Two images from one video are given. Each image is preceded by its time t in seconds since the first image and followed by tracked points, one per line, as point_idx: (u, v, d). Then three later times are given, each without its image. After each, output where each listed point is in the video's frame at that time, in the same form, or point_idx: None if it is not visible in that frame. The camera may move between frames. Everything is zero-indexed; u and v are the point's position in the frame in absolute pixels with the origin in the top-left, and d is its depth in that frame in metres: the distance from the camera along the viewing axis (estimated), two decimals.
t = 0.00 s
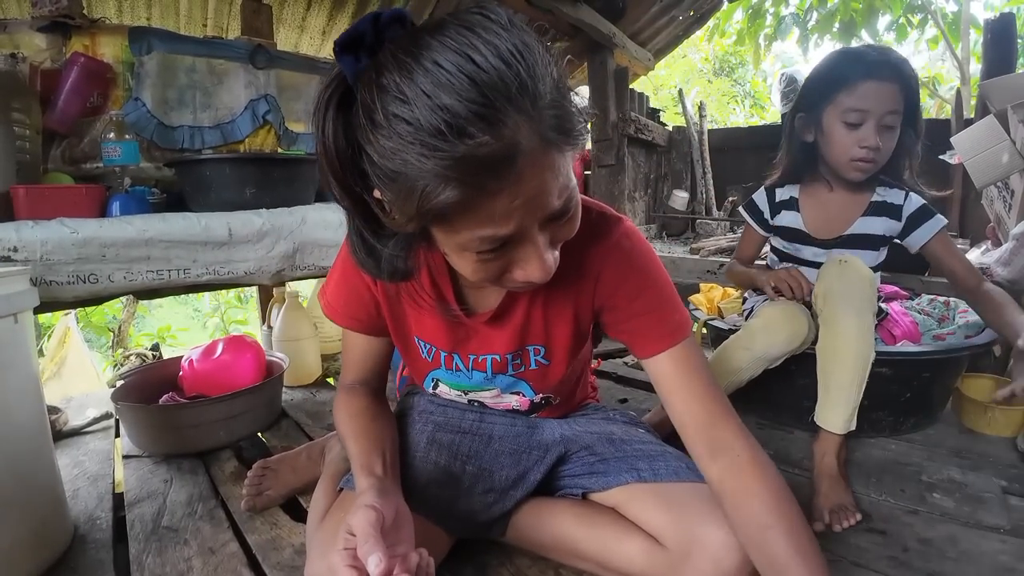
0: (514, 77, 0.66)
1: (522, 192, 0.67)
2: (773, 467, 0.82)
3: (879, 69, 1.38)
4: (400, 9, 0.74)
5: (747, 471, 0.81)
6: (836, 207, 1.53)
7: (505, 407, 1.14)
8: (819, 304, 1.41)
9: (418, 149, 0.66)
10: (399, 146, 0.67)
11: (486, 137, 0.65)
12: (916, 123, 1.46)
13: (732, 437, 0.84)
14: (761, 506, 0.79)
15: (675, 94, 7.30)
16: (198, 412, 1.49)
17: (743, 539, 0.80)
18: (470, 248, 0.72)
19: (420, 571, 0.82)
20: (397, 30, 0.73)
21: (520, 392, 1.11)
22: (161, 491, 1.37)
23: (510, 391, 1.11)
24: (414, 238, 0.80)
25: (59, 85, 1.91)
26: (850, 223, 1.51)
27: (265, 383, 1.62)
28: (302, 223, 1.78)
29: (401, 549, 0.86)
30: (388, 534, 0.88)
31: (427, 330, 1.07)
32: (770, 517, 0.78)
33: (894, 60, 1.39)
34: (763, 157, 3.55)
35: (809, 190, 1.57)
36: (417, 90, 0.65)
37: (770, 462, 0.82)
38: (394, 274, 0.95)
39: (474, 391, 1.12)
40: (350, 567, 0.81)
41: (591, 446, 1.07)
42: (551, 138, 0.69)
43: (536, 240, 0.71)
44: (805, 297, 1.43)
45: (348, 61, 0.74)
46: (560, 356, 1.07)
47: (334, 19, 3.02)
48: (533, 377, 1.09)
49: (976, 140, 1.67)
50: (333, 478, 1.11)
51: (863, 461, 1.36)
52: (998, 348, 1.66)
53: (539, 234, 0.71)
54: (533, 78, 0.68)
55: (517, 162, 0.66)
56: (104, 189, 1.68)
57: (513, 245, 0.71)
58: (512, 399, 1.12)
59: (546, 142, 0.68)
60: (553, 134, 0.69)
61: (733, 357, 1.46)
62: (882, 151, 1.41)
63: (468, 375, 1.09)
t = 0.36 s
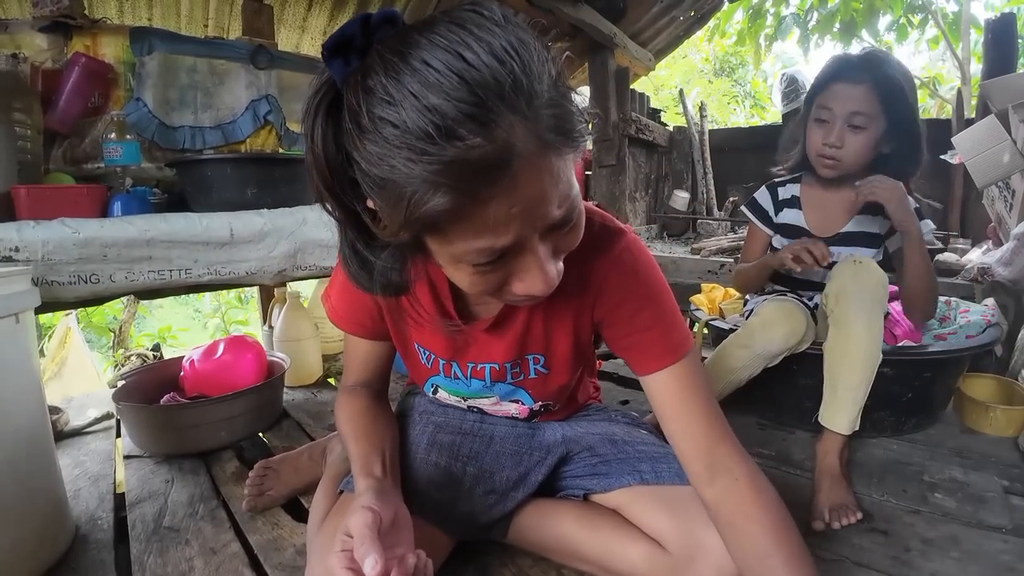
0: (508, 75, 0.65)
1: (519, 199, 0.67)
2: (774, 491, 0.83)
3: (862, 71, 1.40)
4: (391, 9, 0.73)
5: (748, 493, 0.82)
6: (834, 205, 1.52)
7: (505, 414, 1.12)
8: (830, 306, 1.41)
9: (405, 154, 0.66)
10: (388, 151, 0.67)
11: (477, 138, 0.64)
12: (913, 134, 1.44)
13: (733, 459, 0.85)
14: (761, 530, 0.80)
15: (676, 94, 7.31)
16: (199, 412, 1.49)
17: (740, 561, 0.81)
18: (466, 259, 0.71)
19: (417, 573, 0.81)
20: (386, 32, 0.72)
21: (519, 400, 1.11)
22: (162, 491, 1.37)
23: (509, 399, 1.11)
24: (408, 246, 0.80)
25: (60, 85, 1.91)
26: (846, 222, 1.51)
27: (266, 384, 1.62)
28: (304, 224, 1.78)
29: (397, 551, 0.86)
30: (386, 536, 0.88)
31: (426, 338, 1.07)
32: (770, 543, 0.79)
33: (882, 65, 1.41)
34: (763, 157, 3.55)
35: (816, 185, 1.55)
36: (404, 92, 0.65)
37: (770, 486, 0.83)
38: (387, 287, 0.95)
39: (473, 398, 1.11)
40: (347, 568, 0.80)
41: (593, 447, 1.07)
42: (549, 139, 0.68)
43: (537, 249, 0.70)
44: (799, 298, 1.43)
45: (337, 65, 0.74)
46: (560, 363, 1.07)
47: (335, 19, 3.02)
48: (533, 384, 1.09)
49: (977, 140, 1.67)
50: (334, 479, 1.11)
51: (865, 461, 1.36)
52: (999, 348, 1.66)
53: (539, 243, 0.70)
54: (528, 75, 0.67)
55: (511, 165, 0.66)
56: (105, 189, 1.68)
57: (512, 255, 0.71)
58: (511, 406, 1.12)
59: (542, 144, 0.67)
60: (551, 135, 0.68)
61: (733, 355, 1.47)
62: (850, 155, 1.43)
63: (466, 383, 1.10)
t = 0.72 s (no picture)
0: (500, 91, 0.65)
1: (512, 210, 0.67)
2: (774, 477, 0.83)
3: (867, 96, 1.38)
4: (388, 20, 0.73)
5: (750, 481, 0.82)
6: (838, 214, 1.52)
7: (506, 412, 1.13)
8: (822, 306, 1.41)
9: (402, 169, 0.66)
10: (385, 166, 0.67)
11: (471, 154, 0.64)
12: (914, 164, 1.42)
13: (733, 447, 0.85)
14: (764, 517, 0.80)
15: (677, 94, 7.31)
16: (200, 412, 1.49)
17: (741, 549, 0.81)
18: (464, 265, 0.72)
19: (415, 567, 0.82)
20: (384, 44, 0.72)
21: (521, 397, 1.11)
22: (163, 492, 1.37)
23: (511, 396, 1.11)
24: (408, 254, 0.80)
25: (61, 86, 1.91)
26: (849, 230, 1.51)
27: (267, 384, 1.62)
28: (304, 224, 1.78)
29: (396, 546, 0.85)
30: (386, 532, 0.88)
31: (428, 336, 1.07)
32: (773, 531, 0.79)
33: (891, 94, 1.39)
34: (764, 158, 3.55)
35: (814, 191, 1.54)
36: (400, 108, 0.65)
37: (770, 473, 0.83)
38: (390, 290, 0.95)
39: (476, 394, 1.12)
40: (347, 563, 0.80)
41: (594, 447, 1.07)
42: (542, 153, 0.68)
43: (531, 255, 0.71)
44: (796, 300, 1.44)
45: (338, 77, 0.74)
46: (561, 358, 1.07)
47: (335, 19, 3.02)
48: (534, 380, 1.09)
49: (978, 140, 1.67)
50: (336, 479, 1.11)
51: (866, 462, 1.36)
52: (1000, 349, 1.66)
53: (533, 249, 0.71)
54: (521, 90, 0.67)
55: (504, 179, 0.66)
56: (106, 190, 1.68)
57: (508, 262, 0.72)
58: (513, 405, 1.12)
59: (535, 157, 0.68)
60: (544, 148, 0.68)
61: (733, 355, 1.47)
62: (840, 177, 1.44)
63: (469, 378, 1.09)
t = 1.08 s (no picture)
0: (497, 94, 0.64)
1: (512, 214, 0.67)
2: (774, 479, 0.82)
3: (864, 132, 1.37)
4: (380, 23, 0.72)
5: (747, 479, 0.82)
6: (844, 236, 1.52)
7: (505, 414, 1.13)
8: (830, 306, 1.40)
9: (399, 175, 0.66)
10: (380, 173, 0.67)
11: (468, 159, 0.64)
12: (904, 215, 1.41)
13: (732, 445, 0.85)
14: (759, 514, 0.80)
15: (677, 95, 7.31)
16: (201, 413, 1.49)
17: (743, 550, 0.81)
18: (462, 270, 0.72)
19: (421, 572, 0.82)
20: (377, 47, 0.72)
21: (521, 400, 1.11)
22: (163, 493, 1.37)
23: (510, 398, 1.11)
24: (405, 261, 0.80)
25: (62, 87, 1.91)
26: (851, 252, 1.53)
27: (267, 385, 1.62)
28: (305, 224, 1.78)
29: (400, 551, 0.86)
30: (389, 537, 0.88)
31: (425, 339, 1.07)
32: (769, 530, 0.79)
33: (892, 135, 1.36)
34: (765, 158, 3.55)
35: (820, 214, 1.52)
36: (396, 114, 0.65)
37: (771, 475, 0.83)
38: (387, 297, 0.94)
39: (476, 396, 1.12)
40: (350, 566, 0.81)
41: (594, 448, 1.07)
42: (539, 156, 0.68)
43: (531, 257, 0.71)
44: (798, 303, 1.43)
45: (329, 81, 0.74)
46: (560, 359, 1.07)
47: (336, 20, 3.02)
48: (533, 383, 1.09)
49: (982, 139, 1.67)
50: (336, 480, 1.11)
51: (866, 462, 1.36)
52: (1000, 350, 1.66)
53: (533, 251, 0.71)
54: (517, 92, 0.66)
55: (503, 185, 0.66)
56: (106, 190, 1.68)
57: (506, 266, 0.72)
58: (513, 406, 1.12)
59: (533, 161, 0.67)
60: (542, 152, 0.68)
61: (734, 358, 1.47)
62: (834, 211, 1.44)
63: (467, 380, 1.10)
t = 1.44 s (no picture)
0: (502, 94, 0.64)
1: (515, 214, 0.67)
2: (772, 480, 0.82)
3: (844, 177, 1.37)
4: (386, 18, 0.72)
5: (745, 480, 0.82)
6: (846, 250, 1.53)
7: (506, 414, 1.13)
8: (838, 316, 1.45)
9: (402, 173, 0.65)
10: (384, 170, 0.67)
11: (472, 159, 0.64)
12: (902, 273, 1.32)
13: (728, 448, 0.85)
14: (758, 514, 0.79)
15: (677, 96, 7.31)
16: (201, 414, 1.49)
17: (739, 554, 0.80)
18: (465, 268, 0.72)
19: None
20: (382, 42, 0.72)
21: (522, 400, 1.10)
22: (163, 493, 1.37)
23: (512, 399, 1.11)
24: (407, 258, 0.80)
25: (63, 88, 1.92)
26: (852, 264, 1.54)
27: (268, 385, 1.62)
28: (306, 224, 1.78)
29: (403, 558, 0.87)
30: (393, 543, 0.88)
31: (428, 336, 1.07)
32: (768, 530, 0.78)
33: (870, 185, 1.32)
34: (765, 158, 3.55)
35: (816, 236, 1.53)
36: (400, 113, 0.64)
37: (768, 477, 0.83)
38: (387, 294, 0.95)
39: (477, 395, 1.11)
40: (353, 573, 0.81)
41: (595, 450, 1.07)
42: (544, 157, 0.67)
43: (533, 256, 0.71)
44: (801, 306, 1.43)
45: (334, 76, 0.73)
46: (562, 359, 1.07)
47: (336, 20, 3.02)
48: (535, 384, 1.09)
49: (984, 139, 1.67)
50: (337, 482, 1.10)
51: (867, 463, 1.35)
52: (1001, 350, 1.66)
53: (535, 251, 0.71)
54: (523, 92, 0.65)
55: (507, 186, 0.66)
56: (107, 190, 1.68)
57: (507, 266, 0.72)
58: (514, 407, 1.11)
59: (537, 162, 0.67)
60: (546, 152, 0.68)
61: (737, 361, 1.48)
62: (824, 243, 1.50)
63: (470, 379, 1.09)
